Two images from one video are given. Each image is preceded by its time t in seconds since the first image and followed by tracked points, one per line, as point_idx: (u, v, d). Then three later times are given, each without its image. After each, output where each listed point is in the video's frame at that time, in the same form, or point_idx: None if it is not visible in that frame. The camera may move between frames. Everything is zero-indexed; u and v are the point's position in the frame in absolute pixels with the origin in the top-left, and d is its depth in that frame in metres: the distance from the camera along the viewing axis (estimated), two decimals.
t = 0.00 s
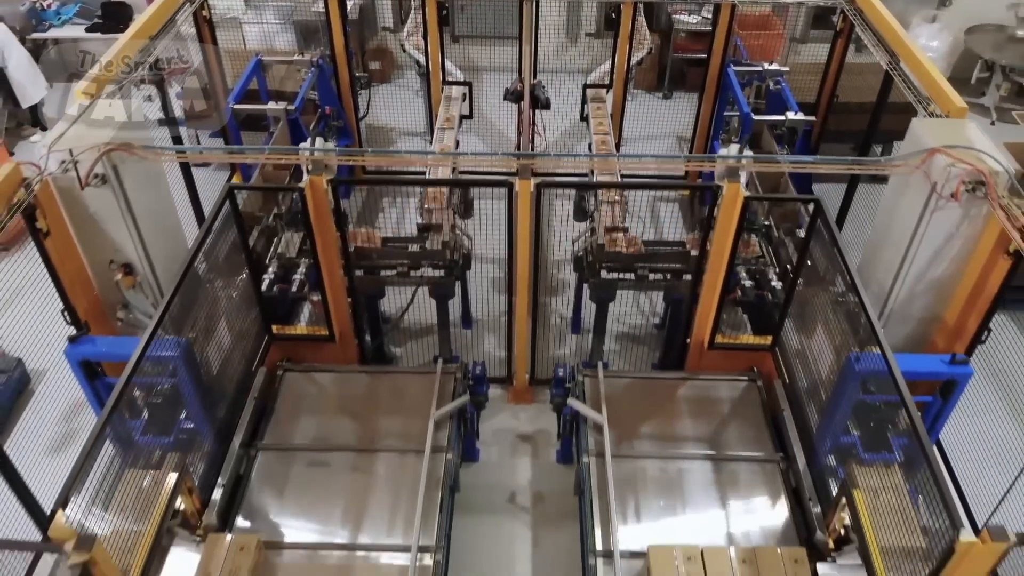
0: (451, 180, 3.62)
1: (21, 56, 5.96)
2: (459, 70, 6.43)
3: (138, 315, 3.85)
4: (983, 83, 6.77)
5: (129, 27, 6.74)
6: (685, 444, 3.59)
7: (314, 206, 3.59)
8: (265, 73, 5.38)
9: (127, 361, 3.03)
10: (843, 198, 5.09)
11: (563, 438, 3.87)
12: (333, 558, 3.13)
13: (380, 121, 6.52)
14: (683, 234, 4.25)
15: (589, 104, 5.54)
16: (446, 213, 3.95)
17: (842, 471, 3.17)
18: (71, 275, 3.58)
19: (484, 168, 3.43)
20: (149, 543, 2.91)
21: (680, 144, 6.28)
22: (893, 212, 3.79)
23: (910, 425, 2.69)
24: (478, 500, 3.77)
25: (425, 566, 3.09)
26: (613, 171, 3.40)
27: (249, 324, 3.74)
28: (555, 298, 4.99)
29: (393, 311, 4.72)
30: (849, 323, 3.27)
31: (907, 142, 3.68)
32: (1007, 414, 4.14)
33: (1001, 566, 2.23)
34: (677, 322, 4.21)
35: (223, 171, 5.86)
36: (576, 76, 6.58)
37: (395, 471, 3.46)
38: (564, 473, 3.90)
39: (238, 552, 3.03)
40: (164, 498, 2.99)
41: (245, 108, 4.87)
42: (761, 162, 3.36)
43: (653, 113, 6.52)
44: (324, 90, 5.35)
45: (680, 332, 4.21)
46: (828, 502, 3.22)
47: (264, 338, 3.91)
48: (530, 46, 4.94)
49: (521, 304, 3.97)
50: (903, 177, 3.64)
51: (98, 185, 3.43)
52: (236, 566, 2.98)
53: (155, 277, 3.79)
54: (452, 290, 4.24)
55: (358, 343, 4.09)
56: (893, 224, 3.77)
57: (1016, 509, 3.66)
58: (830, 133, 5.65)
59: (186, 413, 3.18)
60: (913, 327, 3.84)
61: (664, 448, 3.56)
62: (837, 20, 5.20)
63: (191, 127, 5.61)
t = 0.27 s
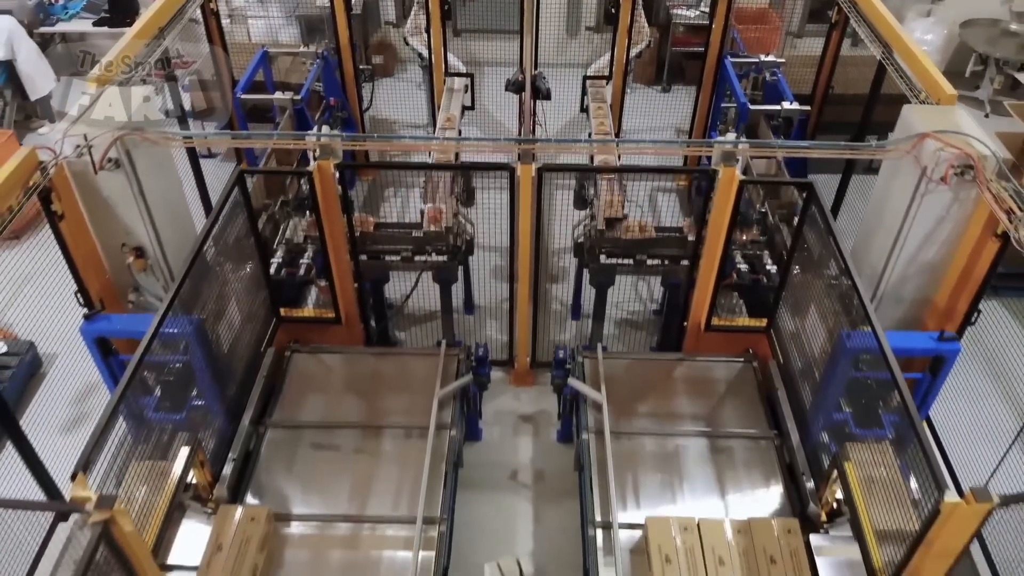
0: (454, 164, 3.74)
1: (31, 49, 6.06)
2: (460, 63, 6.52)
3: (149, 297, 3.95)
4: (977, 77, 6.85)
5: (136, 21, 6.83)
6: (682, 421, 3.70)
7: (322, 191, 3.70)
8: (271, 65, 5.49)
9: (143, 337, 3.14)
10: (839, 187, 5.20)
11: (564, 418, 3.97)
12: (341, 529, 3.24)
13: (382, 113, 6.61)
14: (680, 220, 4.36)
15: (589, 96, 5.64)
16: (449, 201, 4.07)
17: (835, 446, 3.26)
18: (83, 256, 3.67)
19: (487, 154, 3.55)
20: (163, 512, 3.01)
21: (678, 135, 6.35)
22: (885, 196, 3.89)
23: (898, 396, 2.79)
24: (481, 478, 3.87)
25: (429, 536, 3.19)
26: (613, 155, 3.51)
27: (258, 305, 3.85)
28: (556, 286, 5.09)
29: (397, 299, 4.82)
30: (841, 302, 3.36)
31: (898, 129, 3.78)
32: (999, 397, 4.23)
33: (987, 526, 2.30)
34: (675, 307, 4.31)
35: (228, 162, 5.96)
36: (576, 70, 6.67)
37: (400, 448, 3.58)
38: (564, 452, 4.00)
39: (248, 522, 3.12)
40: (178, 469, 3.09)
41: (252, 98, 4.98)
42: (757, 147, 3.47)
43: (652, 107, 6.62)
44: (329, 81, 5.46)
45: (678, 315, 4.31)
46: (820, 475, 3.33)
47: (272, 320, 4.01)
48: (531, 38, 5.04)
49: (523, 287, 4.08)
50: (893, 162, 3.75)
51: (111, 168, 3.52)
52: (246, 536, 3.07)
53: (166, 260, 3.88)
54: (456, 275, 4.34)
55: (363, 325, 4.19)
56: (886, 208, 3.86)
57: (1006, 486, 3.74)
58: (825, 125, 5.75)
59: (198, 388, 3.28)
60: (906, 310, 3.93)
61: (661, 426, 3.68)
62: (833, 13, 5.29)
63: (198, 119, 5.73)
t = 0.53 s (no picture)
0: (457, 153, 3.84)
1: (38, 44, 6.15)
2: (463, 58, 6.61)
3: (159, 283, 4.03)
4: (972, 72, 6.95)
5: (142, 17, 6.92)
6: (679, 403, 3.79)
7: (329, 178, 3.79)
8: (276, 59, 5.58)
9: (155, 319, 3.22)
10: (835, 179, 5.31)
11: (563, 402, 4.06)
12: (347, 506, 3.33)
13: (385, 107, 6.70)
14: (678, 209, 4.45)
15: (590, 89, 5.73)
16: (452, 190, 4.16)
17: (828, 426, 3.35)
18: (94, 242, 3.75)
19: (490, 142, 3.65)
20: (175, 488, 3.10)
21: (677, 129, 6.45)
22: (878, 185, 3.98)
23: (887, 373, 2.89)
24: (483, 460, 3.96)
25: (433, 512, 3.28)
26: (613, 144, 3.59)
27: (266, 291, 3.94)
28: (556, 275, 5.17)
29: (400, 288, 4.91)
30: (834, 286, 3.45)
31: (890, 118, 3.86)
32: (992, 382, 4.30)
33: (973, 495, 2.38)
34: (673, 294, 4.41)
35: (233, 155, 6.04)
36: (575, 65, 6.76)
37: (404, 429, 3.67)
38: (564, 435, 4.09)
39: (257, 499, 3.20)
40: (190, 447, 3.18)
41: (259, 90, 5.06)
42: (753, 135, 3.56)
43: (651, 101, 6.71)
44: (332, 75, 5.55)
45: (676, 302, 4.40)
46: (813, 453, 3.42)
47: (279, 306, 4.10)
48: (531, 32, 5.12)
49: (524, 273, 4.18)
50: (886, 151, 3.84)
51: (122, 156, 3.61)
52: (255, 511, 3.15)
53: (175, 247, 3.96)
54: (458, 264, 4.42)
55: (368, 310, 4.28)
56: (878, 195, 3.93)
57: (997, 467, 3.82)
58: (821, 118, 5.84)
59: (209, 369, 3.37)
60: (899, 296, 4.02)
61: (659, 408, 3.77)
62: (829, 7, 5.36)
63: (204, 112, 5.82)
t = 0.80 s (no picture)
0: (461, 139, 3.95)
1: (48, 37, 6.26)
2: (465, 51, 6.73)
3: (170, 266, 4.13)
4: (966, 66, 7.06)
5: (149, 11, 7.04)
6: (676, 381, 3.91)
7: (337, 163, 3.91)
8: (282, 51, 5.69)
9: (170, 296, 3.33)
10: (829, 168, 5.43)
11: (564, 382, 4.17)
12: (355, 478, 3.45)
13: (389, 100, 6.81)
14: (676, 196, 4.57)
15: (590, 80, 5.85)
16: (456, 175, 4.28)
17: (820, 401, 3.47)
18: (108, 225, 3.86)
19: (493, 127, 3.77)
20: (191, 459, 3.21)
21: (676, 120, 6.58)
22: (870, 171, 4.09)
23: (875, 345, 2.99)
24: (486, 437, 4.08)
25: (438, 484, 3.40)
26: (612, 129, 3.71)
27: (275, 274, 4.06)
28: (557, 262, 5.28)
29: (405, 273, 5.03)
30: (827, 267, 3.57)
31: (882, 106, 3.98)
32: (981, 363, 4.41)
33: (957, 459, 2.48)
34: (671, 278, 4.53)
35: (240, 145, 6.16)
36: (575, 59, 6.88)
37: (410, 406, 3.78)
38: (565, 414, 4.21)
39: (268, 470, 3.31)
40: (203, 420, 3.30)
41: (266, 81, 5.17)
42: (749, 120, 3.68)
43: (650, 93, 6.82)
44: (338, 67, 5.66)
45: (674, 286, 4.52)
46: (806, 427, 3.53)
47: (288, 289, 4.24)
48: (533, 24, 5.23)
49: (526, 257, 4.30)
50: (876, 136, 3.95)
51: (137, 141, 3.72)
52: (266, 482, 3.26)
53: (186, 231, 4.06)
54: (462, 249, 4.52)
55: (374, 294, 4.41)
56: (870, 180, 4.05)
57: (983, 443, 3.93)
58: (817, 109, 5.96)
59: (222, 345, 3.49)
60: (891, 279, 4.12)
61: (656, 386, 3.88)
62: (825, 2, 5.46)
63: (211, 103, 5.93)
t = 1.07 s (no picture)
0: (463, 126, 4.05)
1: (56, 29, 6.29)
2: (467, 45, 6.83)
3: (179, 251, 4.22)
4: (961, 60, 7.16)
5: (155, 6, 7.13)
6: (674, 363, 4.01)
7: (344, 149, 4.02)
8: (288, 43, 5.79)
9: (182, 277, 3.42)
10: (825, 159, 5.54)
11: (564, 365, 4.27)
12: (361, 454, 3.55)
13: (391, 93, 6.91)
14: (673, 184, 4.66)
15: (590, 73, 5.96)
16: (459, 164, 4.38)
17: (813, 380, 3.57)
18: (119, 210, 3.95)
19: (495, 114, 3.87)
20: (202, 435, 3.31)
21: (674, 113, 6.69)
22: (863, 159, 4.17)
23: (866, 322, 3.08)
24: (488, 419, 4.18)
25: (443, 460, 3.50)
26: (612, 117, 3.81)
27: (282, 258, 4.16)
28: (558, 251, 5.38)
29: (409, 261, 5.14)
30: (820, 250, 3.66)
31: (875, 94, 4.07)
32: (972, 346, 4.51)
33: (944, 427, 2.57)
34: (669, 264, 4.63)
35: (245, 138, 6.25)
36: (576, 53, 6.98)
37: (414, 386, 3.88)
38: (565, 396, 4.31)
39: (277, 446, 3.41)
40: (214, 397, 3.39)
41: (273, 72, 5.28)
42: (744, 107, 3.78)
43: (650, 87, 6.92)
44: (342, 59, 5.77)
45: (672, 272, 4.62)
46: (800, 406, 3.63)
47: (295, 274, 4.36)
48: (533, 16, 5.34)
49: (527, 243, 4.39)
50: (869, 124, 4.04)
51: (148, 127, 3.83)
52: (274, 457, 3.36)
53: (196, 218, 4.16)
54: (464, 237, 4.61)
55: (379, 279, 4.51)
56: (863, 167, 4.13)
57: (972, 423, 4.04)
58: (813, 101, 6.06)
59: (232, 325, 3.58)
60: (884, 265, 4.20)
61: (654, 368, 3.98)
62: None
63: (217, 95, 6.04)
